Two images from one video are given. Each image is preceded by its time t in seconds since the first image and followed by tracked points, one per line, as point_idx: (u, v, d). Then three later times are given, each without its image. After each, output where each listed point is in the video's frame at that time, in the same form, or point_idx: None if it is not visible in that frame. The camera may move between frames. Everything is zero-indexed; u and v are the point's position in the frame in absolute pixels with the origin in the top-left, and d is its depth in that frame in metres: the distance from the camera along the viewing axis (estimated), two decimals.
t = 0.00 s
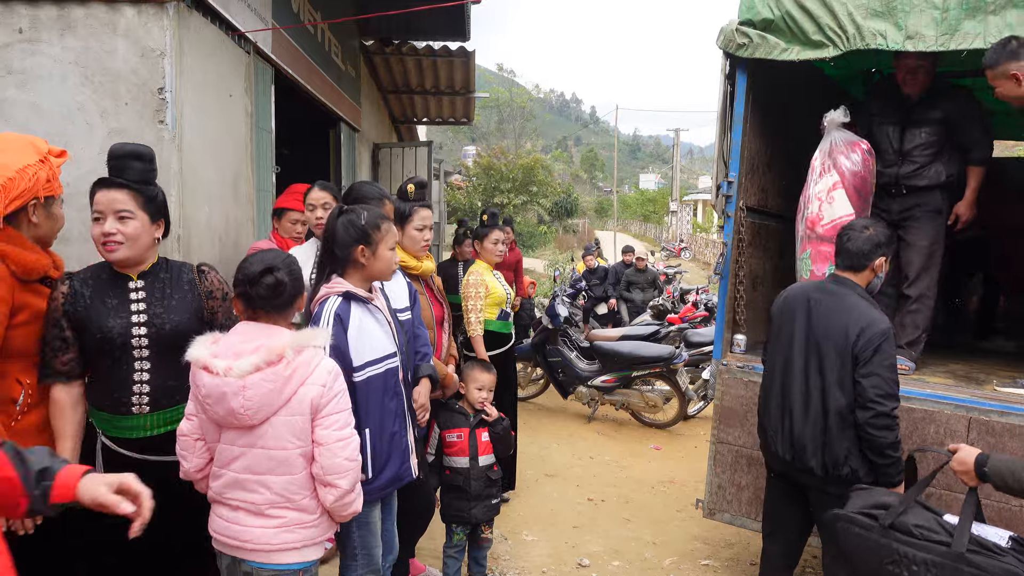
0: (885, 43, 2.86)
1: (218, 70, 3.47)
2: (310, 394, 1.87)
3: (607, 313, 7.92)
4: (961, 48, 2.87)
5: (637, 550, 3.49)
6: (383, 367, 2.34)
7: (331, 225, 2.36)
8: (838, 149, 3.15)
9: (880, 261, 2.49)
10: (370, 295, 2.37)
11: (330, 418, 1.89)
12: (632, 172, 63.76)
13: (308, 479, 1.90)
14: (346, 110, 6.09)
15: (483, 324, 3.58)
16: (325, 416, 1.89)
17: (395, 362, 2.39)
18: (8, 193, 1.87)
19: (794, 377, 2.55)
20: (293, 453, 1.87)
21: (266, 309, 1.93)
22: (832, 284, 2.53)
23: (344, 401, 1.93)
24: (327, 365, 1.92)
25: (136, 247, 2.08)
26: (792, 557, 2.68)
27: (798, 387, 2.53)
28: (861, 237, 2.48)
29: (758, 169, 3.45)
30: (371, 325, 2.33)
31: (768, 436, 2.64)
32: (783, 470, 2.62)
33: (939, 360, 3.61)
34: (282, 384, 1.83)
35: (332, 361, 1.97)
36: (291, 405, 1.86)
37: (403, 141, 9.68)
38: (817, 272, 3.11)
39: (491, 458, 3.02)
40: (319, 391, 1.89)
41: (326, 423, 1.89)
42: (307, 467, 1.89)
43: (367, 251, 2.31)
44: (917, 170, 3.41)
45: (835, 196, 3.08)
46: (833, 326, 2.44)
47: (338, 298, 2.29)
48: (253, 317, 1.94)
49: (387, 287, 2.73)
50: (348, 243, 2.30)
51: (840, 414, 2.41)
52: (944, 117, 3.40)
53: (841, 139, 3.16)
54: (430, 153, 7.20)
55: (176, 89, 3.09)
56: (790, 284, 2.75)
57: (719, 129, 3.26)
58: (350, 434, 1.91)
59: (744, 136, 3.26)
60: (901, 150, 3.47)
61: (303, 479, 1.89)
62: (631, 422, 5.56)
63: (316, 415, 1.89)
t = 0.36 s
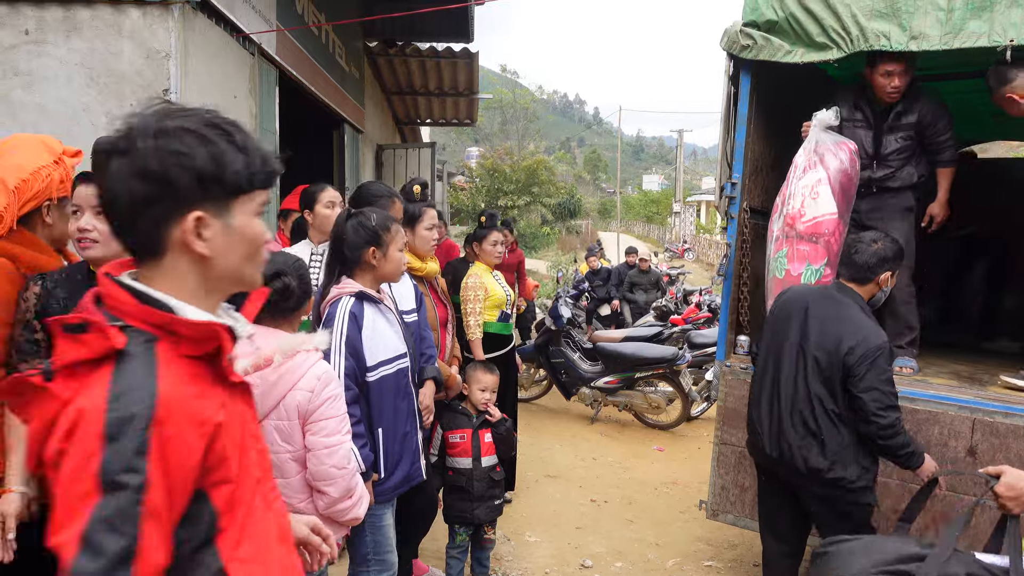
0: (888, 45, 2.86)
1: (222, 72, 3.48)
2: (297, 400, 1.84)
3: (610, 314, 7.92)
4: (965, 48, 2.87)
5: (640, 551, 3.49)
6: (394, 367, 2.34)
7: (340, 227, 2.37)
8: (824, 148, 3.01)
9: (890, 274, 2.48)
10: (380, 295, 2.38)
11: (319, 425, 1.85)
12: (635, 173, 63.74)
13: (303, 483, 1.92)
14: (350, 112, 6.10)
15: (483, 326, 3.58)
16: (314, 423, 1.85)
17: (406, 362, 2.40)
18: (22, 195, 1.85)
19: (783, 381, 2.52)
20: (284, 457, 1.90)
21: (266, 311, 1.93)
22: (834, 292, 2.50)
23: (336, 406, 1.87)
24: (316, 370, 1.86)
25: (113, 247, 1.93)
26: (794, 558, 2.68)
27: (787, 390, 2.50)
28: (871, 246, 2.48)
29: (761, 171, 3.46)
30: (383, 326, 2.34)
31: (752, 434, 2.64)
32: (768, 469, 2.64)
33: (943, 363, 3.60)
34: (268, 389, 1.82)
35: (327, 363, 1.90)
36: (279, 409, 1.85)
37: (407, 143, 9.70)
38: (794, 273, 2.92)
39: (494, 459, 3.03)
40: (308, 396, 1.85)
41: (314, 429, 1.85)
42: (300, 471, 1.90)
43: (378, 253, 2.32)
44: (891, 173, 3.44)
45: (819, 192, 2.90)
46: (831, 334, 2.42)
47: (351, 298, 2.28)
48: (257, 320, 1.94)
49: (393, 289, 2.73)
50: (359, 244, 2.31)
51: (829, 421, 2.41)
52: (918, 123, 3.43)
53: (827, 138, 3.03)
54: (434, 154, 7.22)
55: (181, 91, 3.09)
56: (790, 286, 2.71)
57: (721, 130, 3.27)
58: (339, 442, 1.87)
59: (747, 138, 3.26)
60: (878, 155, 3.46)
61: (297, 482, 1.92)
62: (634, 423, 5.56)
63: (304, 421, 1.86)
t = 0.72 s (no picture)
0: (877, 43, 2.87)
1: (217, 75, 3.48)
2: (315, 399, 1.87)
3: (604, 317, 7.93)
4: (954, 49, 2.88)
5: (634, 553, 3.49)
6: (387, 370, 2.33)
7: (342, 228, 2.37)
8: (799, 177, 2.94)
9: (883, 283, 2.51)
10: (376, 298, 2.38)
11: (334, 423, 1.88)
12: (630, 176, 63.84)
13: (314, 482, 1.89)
14: (344, 115, 6.10)
15: (476, 330, 3.59)
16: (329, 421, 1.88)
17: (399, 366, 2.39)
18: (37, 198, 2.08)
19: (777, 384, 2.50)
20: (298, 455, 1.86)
21: (265, 315, 1.95)
22: (834, 299, 2.50)
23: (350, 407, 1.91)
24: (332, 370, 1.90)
25: (84, 258, 1.79)
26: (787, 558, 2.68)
27: (781, 394, 2.48)
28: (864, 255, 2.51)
29: (753, 173, 3.48)
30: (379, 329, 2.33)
31: (738, 433, 2.61)
32: (757, 470, 2.63)
33: (935, 364, 3.62)
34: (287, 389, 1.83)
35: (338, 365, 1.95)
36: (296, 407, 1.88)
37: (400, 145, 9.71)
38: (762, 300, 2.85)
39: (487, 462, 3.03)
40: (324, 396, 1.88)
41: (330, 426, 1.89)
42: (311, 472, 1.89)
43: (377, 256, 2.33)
44: (866, 182, 3.36)
45: (790, 221, 2.84)
46: (832, 343, 2.41)
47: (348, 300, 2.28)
48: (258, 324, 1.96)
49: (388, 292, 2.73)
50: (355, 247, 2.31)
51: (821, 426, 2.41)
52: (893, 134, 3.32)
53: (804, 165, 2.95)
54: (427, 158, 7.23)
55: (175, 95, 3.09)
56: (779, 287, 2.68)
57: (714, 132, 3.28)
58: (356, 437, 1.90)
59: (740, 140, 3.27)
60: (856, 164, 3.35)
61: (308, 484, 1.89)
62: (628, 425, 5.57)
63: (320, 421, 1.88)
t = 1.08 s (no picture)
0: (868, 47, 2.89)
1: (210, 80, 3.47)
2: (304, 404, 1.88)
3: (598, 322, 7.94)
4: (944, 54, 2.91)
5: (628, 558, 3.49)
6: (378, 377, 2.32)
7: (331, 232, 2.37)
8: (787, 190, 2.91)
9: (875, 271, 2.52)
10: (367, 304, 2.37)
11: (323, 427, 1.90)
12: (623, 180, 64.00)
13: (302, 487, 1.91)
14: (337, 120, 6.09)
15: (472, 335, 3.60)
16: (318, 426, 1.89)
17: (389, 372, 2.37)
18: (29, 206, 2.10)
19: (797, 387, 2.48)
20: (287, 462, 1.88)
21: (257, 321, 1.94)
22: (837, 298, 2.49)
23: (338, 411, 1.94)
24: (321, 375, 1.92)
25: (49, 256, 1.68)
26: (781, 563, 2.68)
27: (800, 397, 2.46)
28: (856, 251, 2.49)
29: (746, 180, 3.49)
30: (368, 335, 2.32)
31: (755, 444, 2.57)
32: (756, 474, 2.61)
33: (927, 370, 3.64)
34: (276, 394, 1.84)
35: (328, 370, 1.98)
36: (285, 415, 1.87)
37: (394, 151, 9.72)
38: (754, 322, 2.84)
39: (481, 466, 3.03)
40: (313, 401, 1.90)
41: (319, 433, 1.89)
42: (300, 476, 1.90)
43: (367, 261, 2.33)
44: (857, 189, 3.29)
45: (781, 240, 2.82)
46: (844, 343, 2.41)
47: (335, 306, 2.29)
48: (248, 328, 1.96)
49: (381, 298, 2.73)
50: (347, 251, 2.31)
51: (843, 428, 2.39)
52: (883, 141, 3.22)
53: (790, 178, 2.92)
54: (421, 163, 7.23)
55: (168, 99, 3.08)
56: (775, 294, 2.66)
57: (707, 139, 3.31)
58: (343, 443, 1.91)
59: (733, 146, 3.28)
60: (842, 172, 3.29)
61: (296, 488, 1.90)
62: (622, 430, 5.57)
63: (309, 425, 1.89)
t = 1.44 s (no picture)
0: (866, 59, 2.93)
1: (207, 85, 3.47)
2: (289, 408, 1.88)
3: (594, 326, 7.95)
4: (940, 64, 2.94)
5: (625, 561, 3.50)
6: (380, 383, 2.32)
7: (328, 238, 2.36)
8: (794, 199, 2.90)
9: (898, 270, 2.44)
10: (365, 310, 2.37)
11: (309, 433, 1.89)
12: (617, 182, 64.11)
13: (289, 492, 1.92)
14: (334, 124, 6.08)
15: (468, 339, 3.61)
16: (304, 431, 1.89)
17: (391, 377, 2.38)
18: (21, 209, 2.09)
19: (836, 394, 2.43)
20: (273, 466, 1.89)
21: (249, 324, 1.95)
22: (865, 299, 2.45)
23: (324, 415, 1.93)
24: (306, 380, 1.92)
25: (35, 257, 1.67)
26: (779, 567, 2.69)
27: (839, 403, 2.42)
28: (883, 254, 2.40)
29: (741, 184, 3.51)
30: (368, 340, 2.32)
31: (793, 454, 2.51)
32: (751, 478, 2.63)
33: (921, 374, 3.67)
34: (260, 398, 1.85)
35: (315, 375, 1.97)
36: (270, 419, 1.88)
37: (389, 155, 9.72)
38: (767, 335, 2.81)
39: (477, 470, 3.04)
40: (298, 406, 1.89)
41: (303, 438, 1.88)
42: (287, 481, 1.91)
43: (364, 266, 2.32)
44: (858, 192, 3.26)
45: (791, 252, 2.82)
46: (881, 344, 2.37)
47: (336, 313, 2.27)
48: (240, 331, 1.97)
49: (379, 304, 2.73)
50: (347, 257, 2.31)
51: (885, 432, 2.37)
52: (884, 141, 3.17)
53: (795, 184, 2.94)
54: (417, 167, 7.23)
55: (166, 104, 3.07)
56: (799, 300, 2.60)
57: (702, 144, 3.33)
58: (329, 449, 1.90)
59: (729, 151, 3.30)
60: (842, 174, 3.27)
61: (283, 493, 1.91)
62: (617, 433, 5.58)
63: (294, 430, 1.89)
